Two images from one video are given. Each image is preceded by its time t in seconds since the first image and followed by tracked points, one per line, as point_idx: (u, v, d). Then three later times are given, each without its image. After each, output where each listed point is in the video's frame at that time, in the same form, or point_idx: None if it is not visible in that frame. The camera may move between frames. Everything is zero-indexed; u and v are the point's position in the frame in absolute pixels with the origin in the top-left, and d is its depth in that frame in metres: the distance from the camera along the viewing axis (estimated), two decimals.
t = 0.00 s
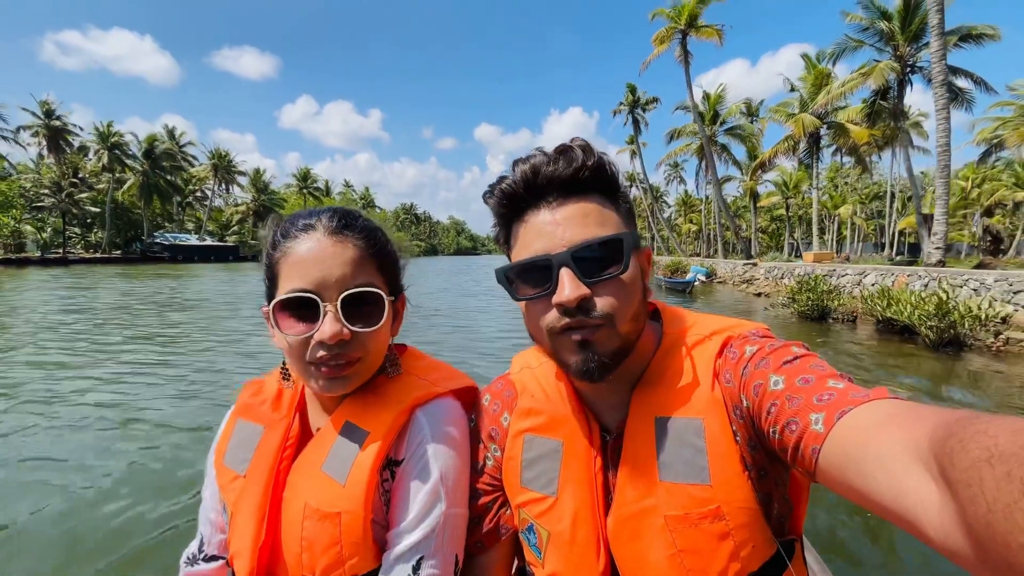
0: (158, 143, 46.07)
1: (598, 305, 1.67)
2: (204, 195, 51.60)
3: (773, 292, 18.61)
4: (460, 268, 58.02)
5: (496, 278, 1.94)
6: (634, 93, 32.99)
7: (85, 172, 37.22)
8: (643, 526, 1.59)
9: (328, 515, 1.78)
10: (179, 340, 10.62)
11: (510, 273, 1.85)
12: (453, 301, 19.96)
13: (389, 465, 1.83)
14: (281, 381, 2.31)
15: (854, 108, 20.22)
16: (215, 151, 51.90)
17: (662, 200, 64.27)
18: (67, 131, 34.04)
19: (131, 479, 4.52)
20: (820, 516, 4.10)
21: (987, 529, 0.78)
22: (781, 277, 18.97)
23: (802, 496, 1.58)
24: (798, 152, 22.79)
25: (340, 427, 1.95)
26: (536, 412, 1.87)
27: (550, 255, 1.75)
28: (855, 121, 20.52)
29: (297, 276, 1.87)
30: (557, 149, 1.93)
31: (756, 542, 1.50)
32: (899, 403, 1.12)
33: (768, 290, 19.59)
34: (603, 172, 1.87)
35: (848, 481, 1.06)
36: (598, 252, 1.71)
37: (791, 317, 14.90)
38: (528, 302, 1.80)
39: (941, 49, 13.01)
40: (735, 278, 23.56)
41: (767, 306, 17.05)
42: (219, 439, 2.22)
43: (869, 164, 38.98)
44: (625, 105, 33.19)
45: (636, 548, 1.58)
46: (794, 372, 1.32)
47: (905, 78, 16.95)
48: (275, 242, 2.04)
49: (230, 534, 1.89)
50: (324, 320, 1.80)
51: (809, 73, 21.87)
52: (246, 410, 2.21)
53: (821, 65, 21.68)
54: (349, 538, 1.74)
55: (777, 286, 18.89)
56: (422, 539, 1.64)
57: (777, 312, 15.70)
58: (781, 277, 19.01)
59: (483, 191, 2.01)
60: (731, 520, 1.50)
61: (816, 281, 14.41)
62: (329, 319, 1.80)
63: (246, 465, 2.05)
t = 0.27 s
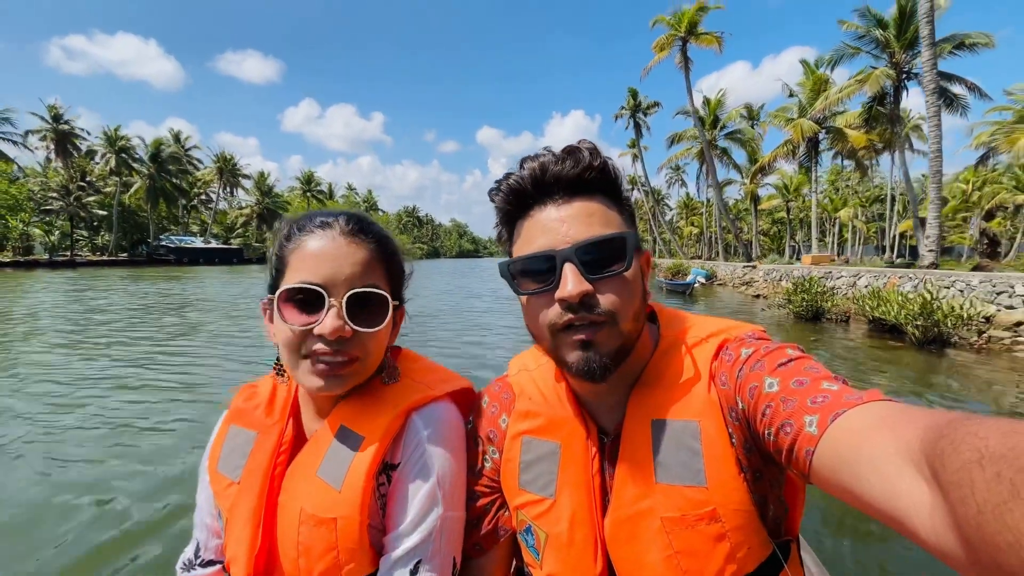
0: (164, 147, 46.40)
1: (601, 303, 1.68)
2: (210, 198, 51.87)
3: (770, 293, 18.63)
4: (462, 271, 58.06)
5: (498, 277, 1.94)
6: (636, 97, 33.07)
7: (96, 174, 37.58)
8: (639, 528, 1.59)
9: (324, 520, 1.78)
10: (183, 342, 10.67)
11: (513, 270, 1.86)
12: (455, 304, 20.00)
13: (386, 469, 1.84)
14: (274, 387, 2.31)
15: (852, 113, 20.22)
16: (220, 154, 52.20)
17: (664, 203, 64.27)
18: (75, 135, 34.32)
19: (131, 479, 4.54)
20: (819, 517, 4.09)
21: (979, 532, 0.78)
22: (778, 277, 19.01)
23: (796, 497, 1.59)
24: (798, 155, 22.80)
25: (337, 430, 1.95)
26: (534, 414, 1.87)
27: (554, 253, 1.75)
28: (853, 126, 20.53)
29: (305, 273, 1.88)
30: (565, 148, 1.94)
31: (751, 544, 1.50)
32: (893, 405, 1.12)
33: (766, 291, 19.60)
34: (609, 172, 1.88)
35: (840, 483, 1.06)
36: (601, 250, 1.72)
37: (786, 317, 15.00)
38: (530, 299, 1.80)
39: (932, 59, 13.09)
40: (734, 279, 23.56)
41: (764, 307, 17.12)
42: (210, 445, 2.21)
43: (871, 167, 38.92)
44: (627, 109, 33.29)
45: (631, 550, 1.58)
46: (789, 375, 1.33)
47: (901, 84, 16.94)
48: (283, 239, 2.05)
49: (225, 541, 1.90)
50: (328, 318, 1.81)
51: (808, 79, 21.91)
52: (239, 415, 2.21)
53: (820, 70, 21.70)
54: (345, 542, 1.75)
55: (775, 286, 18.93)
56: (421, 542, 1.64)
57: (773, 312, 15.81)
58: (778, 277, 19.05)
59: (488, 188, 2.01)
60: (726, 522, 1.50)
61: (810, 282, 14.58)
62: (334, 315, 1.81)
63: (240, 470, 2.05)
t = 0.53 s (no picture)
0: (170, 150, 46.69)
1: (604, 300, 1.68)
2: (214, 201, 52.13)
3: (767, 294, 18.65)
4: (464, 273, 58.11)
5: (500, 272, 1.94)
6: (637, 101, 33.15)
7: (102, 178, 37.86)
8: (642, 523, 1.59)
9: (327, 517, 1.78)
10: (185, 343, 10.71)
11: (515, 265, 1.86)
12: (457, 306, 20.02)
13: (388, 466, 1.83)
14: (272, 383, 2.31)
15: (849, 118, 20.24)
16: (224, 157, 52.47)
17: (665, 205, 64.29)
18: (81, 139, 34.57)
19: (132, 479, 4.54)
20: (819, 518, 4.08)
21: (983, 525, 0.78)
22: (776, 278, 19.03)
23: (799, 490, 1.59)
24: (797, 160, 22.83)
25: (338, 427, 1.95)
26: (536, 408, 1.87)
27: (556, 248, 1.75)
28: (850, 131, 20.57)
29: (307, 269, 1.88)
30: (568, 141, 1.93)
31: (753, 537, 1.50)
32: (896, 397, 1.12)
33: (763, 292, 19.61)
34: (612, 166, 1.88)
35: (842, 476, 1.06)
36: (604, 246, 1.72)
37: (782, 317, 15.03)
38: (533, 294, 1.80)
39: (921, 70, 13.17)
40: (734, 281, 23.57)
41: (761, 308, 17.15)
42: (208, 444, 2.20)
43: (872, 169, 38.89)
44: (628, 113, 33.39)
45: (634, 544, 1.58)
46: (792, 367, 1.32)
47: (897, 90, 16.97)
48: (284, 235, 2.05)
49: (226, 539, 1.90)
50: (329, 314, 1.82)
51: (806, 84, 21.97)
52: (236, 414, 2.20)
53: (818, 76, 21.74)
54: (348, 540, 1.75)
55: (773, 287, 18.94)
56: (424, 539, 1.64)
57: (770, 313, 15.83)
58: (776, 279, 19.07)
59: (490, 182, 2.01)
60: (728, 515, 1.50)
61: (804, 282, 14.60)
62: (335, 311, 1.81)
63: (239, 469, 2.05)
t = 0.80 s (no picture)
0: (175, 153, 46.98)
1: (610, 302, 1.68)
2: (218, 203, 52.29)
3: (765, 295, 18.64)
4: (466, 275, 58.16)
5: (504, 273, 1.94)
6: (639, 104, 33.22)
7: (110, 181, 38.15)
8: (645, 521, 1.59)
9: (330, 517, 1.78)
10: (188, 343, 10.74)
11: (519, 265, 1.86)
12: (459, 308, 20.03)
13: (391, 465, 1.84)
14: (271, 383, 2.30)
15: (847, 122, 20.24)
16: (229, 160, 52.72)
17: (667, 208, 64.28)
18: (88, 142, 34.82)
19: (133, 478, 4.56)
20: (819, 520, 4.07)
21: (986, 524, 0.78)
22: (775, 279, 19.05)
23: (801, 487, 1.59)
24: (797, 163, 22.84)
25: (341, 427, 1.95)
26: (538, 406, 1.87)
27: (562, 249, 1.75)
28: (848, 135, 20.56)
29: (311, 273, 1.88)
30: (572, 139, 1.93)
31: (754, 533, 1.50)
32: (899, 396, 1.11)
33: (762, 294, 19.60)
34: (618, 165, 1.87)
35: (846, 475, 1.05)
36: (608, 246, 1.72)
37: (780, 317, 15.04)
38: (538, 295, 1.80)
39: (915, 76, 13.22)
40: (734, 283, 23.57)
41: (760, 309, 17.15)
42: (208, 444, 2.20)
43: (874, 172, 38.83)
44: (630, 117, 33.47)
45: (636, 541, 1.58)
46: (795, 365, 1.32)
47: (893, 95, 17.01)
48: (286, 237, 2.04)
49: (228, 541, 1.90)
50: (334, 319, 1.82)
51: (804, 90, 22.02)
52: (236, 415, 2.20)
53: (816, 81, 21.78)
54: (350, 540, 1.75)
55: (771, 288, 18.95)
56: (427, 539, 1.65)
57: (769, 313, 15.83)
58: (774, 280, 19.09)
59: (493, 180, 2.01)
60: (730, 512, 1.50)
61: (800, 283, 14.61)
62: (337, 318, 1.82)
63: (240, 471, 2.05)
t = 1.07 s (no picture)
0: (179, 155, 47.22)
1: (607, 304, 1.69)
2: (221, 204, 52.47)
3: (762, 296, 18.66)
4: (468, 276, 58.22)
5: (502, 275, 1.95)
6: (640, 106, 33.26)
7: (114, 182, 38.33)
8: (640, 520, 1.59)
9: (326, 516, 1.78)
10: (190, 343, 10.78)
11: (517, 267, 1.86)
12: (460, 309, 20.06)
13: (388, 465, 1.84)
14: (270, 385, 2.31)
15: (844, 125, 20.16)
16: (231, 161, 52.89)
17: (668, 210, 64.26)
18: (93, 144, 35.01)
19: (133, 478, 4.57)
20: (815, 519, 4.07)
21: (977, 523, 0.77)
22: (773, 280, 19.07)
23: (797, 489, 1.58)
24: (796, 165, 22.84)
25: (338, 427, 1.96)
26: (534, 407, 1.87)
27: (559, 252, 1.75)
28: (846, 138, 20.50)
29: (310, 277, 1.88)
30: (570, 142, 1.93)
31: (749, 534, 1.49)
32: (892, 398, 1.11)
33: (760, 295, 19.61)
34: (616, 168, 1.87)
35: (840, 476, 1.05)
36: (606, 250, 1.72)
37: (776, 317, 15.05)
38: (536, 298, 1.80)
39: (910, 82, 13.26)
40: (733, 284, 23.56)
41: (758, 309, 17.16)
42: (207, 444, 2.21)
43: (875, 174, 38.73)
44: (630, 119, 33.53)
45: (632, 540, 1.58)
46: (790, 367, 1.32)
47: (890, 99, 17.02)
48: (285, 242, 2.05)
49: (225, 541, 1.90)
50: (334, 324, 1.83)
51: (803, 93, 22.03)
52: (235, 416, 2.21)
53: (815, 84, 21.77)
54: (347, 539, 1.75)
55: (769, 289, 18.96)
56: (422, 538, 1.65)
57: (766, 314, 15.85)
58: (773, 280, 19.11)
59: (490, 182, 2.01)
60: (725, 512, 1.49)
61: (796, 283, 14.65)
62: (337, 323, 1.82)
63: (238, 471, 2.05)
